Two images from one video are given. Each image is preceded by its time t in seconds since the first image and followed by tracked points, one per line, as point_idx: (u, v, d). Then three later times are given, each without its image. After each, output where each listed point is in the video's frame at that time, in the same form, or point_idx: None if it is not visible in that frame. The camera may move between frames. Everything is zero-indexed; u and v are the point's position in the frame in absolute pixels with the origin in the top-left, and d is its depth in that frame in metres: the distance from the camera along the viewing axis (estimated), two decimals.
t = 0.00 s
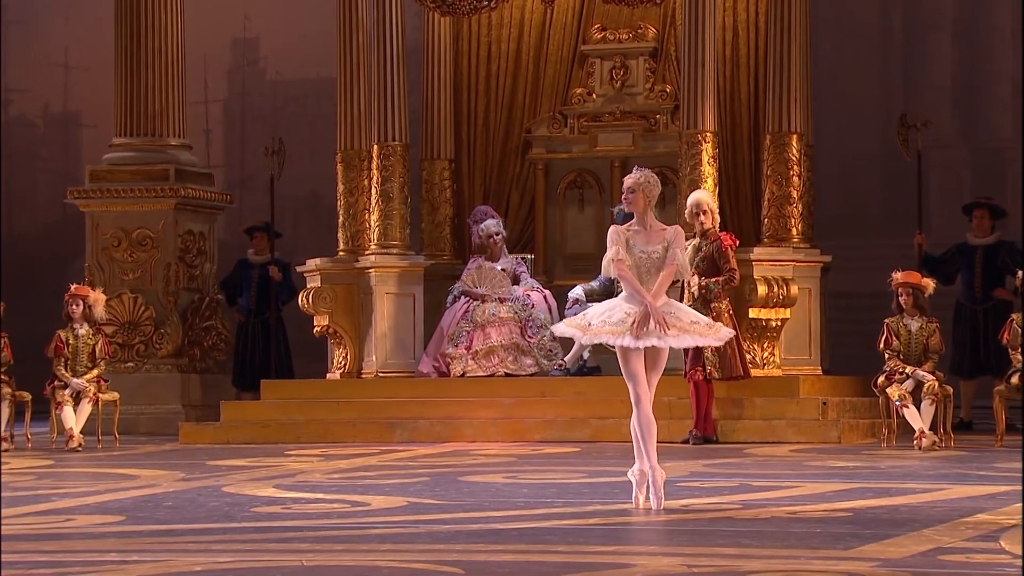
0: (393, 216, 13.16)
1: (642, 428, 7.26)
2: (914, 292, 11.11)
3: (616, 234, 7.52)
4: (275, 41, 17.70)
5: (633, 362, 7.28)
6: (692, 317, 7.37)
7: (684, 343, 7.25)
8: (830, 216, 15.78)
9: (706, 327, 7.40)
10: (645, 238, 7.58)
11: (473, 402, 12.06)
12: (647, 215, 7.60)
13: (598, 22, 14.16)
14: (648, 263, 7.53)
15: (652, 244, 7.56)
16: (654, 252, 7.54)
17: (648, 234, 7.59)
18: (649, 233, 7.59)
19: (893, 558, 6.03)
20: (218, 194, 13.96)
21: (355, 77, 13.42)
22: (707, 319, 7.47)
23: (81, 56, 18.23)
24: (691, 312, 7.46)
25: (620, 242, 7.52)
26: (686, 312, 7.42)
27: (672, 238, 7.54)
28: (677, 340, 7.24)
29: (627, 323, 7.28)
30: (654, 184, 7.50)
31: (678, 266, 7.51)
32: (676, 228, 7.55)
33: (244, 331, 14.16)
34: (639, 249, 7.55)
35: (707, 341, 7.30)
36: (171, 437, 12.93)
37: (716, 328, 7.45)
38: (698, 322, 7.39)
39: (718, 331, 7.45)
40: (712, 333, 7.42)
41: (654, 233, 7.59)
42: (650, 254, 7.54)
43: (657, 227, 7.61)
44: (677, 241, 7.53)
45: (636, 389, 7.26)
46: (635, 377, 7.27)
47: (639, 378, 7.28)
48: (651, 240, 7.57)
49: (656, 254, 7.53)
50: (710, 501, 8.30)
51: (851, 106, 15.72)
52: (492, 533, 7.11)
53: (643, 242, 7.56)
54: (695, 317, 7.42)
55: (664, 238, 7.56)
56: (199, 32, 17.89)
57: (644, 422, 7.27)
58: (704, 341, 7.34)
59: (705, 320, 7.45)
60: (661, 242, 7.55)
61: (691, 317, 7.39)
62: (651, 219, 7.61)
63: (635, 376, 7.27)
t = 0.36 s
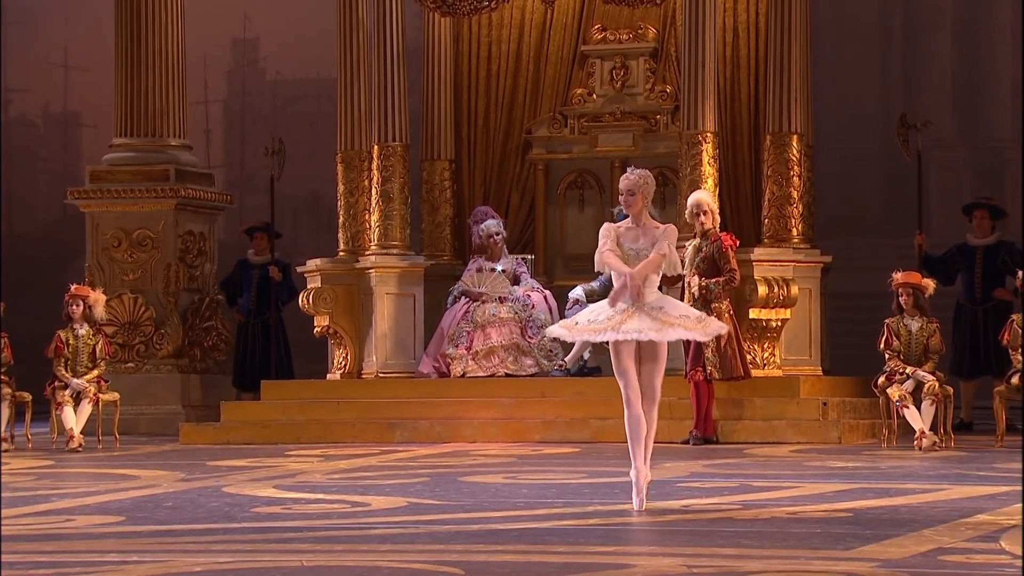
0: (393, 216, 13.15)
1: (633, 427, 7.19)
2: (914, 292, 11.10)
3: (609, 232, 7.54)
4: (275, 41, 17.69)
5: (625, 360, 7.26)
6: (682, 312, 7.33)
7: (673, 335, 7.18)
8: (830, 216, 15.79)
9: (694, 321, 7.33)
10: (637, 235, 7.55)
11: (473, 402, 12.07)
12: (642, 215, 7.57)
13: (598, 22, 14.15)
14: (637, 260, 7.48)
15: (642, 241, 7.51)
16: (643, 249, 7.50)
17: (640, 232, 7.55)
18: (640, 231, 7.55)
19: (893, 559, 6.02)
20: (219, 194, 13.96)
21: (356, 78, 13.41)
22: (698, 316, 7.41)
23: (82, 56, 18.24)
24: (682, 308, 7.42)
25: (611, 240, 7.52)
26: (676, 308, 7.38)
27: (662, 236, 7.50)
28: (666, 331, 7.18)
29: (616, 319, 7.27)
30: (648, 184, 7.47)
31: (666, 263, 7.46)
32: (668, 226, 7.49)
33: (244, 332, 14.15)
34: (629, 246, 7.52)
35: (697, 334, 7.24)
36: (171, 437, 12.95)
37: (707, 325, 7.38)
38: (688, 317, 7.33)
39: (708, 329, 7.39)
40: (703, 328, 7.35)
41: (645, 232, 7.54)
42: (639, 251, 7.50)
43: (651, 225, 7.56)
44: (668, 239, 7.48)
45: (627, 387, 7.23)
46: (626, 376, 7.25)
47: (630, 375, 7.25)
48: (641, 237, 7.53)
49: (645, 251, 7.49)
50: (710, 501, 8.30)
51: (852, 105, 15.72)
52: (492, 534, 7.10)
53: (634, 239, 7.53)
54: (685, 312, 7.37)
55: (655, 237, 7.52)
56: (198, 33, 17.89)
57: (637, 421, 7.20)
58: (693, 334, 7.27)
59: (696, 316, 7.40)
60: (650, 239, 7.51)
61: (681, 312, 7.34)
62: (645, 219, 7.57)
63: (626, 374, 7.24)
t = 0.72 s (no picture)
0: (393, 217, 13.15)
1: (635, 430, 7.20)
2: (914, 293, 11.09)
3: (599, 236, 7.59)
4: (275, 42, 17.69)
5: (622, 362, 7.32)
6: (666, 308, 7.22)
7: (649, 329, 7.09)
8: (831, 217, 15.78)
9: (678, 316, 7.19)
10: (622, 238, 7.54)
11: (473, 404, 12.08)
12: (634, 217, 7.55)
13: (599, 23, 14.15)
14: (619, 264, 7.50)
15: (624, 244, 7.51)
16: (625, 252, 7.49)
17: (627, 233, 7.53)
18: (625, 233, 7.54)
19: (894, 560, 6.02)
20: (219, 196, 13.96)
21: (356, 79, 13.40)
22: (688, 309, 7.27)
23: (83, 58, 18.27)
24: (673, 304, 7.30)
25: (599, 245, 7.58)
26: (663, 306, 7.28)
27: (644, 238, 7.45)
28: (640, 329, 7.11)
29: (597, 323, 7.26)
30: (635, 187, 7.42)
31: (650, 268, 7.43)
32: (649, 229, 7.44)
33: (245, 334, 14.15)
34: (615, 251, 7.53)
35: (675, 327, 7.10)
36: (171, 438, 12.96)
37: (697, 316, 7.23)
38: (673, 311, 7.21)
39: (698, 320, 7.22)
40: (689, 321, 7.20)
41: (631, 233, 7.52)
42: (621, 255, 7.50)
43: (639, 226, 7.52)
44: (649, 242, 7.42)
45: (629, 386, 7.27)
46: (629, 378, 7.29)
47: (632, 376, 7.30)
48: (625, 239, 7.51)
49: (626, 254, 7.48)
50: (710, 503, 8.29)
51: (852, 106, 15.71)
52: (493, 535, 7.10)
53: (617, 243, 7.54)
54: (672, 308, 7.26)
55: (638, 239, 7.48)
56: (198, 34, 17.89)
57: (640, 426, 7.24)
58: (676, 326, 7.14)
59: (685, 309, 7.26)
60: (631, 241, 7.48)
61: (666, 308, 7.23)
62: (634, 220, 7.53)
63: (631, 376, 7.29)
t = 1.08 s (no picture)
0: (395, 217, 13.14)
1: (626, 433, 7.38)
2: (917, 294, 11.08)
3: (594, 246, 7.57)
4: (277, 42, 17.69)
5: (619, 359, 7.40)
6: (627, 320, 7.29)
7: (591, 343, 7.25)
8: (833, 216, 15.77)
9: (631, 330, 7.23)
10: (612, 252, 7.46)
11: (475, 404, 12.07)
12: (626, 230, 7.49)
13: (601, 23, 14.15)
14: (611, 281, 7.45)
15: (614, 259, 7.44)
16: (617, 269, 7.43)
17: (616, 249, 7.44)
18: (613, 248, 7.45)
19: (896, 560, 6.01)
20: (222, 197, 13.96)
21: (359, 79, 13.40)
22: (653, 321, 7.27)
23: (85, 59, 18.25)
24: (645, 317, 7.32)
25: (591, 255, 7.56)
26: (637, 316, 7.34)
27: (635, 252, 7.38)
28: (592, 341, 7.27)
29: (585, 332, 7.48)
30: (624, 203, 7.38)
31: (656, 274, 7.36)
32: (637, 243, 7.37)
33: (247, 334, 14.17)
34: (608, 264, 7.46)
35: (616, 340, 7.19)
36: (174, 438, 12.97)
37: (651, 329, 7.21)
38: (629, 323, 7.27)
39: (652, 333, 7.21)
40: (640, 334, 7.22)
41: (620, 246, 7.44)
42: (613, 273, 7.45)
43: (629, 240, 7.43)
44: (639, 255, 7.35)
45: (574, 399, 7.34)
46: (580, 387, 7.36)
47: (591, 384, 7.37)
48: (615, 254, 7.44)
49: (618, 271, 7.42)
50: (712, 503, 8.29)
51: (853, 106, 15.71)
52: (495, 535, 7.10)
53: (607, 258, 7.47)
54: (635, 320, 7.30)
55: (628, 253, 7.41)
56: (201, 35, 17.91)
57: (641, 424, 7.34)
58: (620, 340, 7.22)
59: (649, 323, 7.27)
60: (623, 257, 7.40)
61: (629, 321, 7.30)
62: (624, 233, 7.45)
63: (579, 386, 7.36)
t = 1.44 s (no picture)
0: (404, 217, 13.14)
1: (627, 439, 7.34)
2: (926, 293, 11.08)
3: (585, 261, 7.68)
4: (286, 43, 17.69)
5: (616, 379, 7.46)
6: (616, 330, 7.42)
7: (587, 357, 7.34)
8: (842, 216, 15.77)
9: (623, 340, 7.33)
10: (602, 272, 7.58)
11: (484, 404, 12.06)
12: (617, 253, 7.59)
13: (610, 23, 14.15)
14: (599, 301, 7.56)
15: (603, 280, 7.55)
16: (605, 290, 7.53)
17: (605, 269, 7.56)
18: (603, 270, 7.56)
19: (905, 561, 6.00)
20: (231, 197, 13.96)
21: (368, 80, 13.40)
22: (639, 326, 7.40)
23: (94, 60, 18.25)
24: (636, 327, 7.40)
25: (583, 270, 7.67)
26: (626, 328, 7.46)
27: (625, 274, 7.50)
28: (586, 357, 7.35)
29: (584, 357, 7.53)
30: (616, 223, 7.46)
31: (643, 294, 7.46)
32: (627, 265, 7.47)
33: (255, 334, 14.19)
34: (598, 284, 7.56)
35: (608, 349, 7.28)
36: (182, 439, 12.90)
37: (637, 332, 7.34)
38: (618, 333, 7.40)
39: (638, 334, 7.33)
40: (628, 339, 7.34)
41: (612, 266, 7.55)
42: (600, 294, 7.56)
43: (619, 263, 7.54)
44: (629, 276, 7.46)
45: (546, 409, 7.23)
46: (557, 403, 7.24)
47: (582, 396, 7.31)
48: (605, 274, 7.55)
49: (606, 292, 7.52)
50: (721, 504, 8.28)
51: (862, 107, 15.70)
52: (504, 536, 7.09)
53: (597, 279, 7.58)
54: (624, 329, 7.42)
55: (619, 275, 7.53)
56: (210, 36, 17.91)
57: (637, 432, 7.28)
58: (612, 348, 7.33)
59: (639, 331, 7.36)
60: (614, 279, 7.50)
61: (618, 331, 7.42)
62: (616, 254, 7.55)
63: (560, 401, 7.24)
